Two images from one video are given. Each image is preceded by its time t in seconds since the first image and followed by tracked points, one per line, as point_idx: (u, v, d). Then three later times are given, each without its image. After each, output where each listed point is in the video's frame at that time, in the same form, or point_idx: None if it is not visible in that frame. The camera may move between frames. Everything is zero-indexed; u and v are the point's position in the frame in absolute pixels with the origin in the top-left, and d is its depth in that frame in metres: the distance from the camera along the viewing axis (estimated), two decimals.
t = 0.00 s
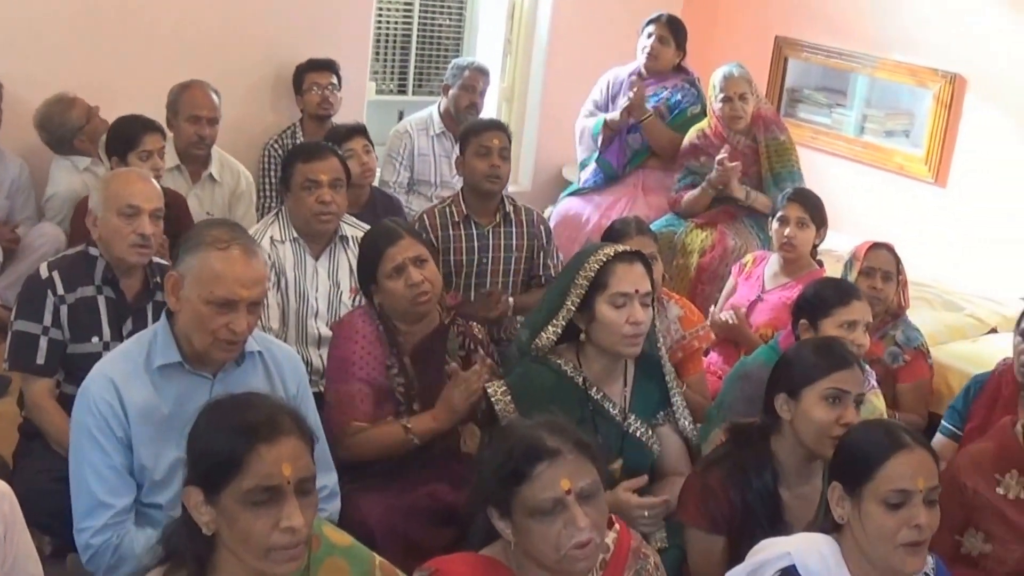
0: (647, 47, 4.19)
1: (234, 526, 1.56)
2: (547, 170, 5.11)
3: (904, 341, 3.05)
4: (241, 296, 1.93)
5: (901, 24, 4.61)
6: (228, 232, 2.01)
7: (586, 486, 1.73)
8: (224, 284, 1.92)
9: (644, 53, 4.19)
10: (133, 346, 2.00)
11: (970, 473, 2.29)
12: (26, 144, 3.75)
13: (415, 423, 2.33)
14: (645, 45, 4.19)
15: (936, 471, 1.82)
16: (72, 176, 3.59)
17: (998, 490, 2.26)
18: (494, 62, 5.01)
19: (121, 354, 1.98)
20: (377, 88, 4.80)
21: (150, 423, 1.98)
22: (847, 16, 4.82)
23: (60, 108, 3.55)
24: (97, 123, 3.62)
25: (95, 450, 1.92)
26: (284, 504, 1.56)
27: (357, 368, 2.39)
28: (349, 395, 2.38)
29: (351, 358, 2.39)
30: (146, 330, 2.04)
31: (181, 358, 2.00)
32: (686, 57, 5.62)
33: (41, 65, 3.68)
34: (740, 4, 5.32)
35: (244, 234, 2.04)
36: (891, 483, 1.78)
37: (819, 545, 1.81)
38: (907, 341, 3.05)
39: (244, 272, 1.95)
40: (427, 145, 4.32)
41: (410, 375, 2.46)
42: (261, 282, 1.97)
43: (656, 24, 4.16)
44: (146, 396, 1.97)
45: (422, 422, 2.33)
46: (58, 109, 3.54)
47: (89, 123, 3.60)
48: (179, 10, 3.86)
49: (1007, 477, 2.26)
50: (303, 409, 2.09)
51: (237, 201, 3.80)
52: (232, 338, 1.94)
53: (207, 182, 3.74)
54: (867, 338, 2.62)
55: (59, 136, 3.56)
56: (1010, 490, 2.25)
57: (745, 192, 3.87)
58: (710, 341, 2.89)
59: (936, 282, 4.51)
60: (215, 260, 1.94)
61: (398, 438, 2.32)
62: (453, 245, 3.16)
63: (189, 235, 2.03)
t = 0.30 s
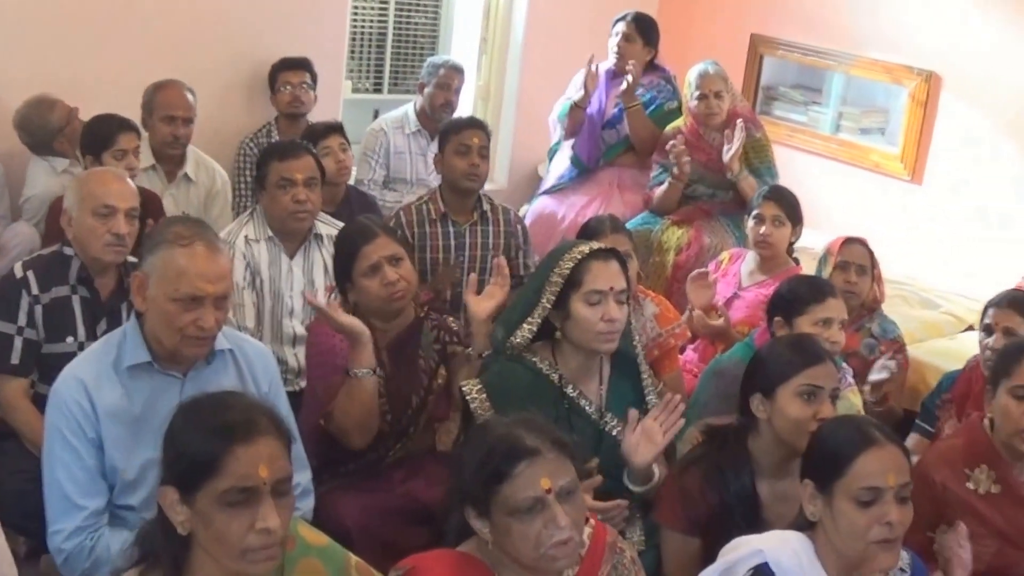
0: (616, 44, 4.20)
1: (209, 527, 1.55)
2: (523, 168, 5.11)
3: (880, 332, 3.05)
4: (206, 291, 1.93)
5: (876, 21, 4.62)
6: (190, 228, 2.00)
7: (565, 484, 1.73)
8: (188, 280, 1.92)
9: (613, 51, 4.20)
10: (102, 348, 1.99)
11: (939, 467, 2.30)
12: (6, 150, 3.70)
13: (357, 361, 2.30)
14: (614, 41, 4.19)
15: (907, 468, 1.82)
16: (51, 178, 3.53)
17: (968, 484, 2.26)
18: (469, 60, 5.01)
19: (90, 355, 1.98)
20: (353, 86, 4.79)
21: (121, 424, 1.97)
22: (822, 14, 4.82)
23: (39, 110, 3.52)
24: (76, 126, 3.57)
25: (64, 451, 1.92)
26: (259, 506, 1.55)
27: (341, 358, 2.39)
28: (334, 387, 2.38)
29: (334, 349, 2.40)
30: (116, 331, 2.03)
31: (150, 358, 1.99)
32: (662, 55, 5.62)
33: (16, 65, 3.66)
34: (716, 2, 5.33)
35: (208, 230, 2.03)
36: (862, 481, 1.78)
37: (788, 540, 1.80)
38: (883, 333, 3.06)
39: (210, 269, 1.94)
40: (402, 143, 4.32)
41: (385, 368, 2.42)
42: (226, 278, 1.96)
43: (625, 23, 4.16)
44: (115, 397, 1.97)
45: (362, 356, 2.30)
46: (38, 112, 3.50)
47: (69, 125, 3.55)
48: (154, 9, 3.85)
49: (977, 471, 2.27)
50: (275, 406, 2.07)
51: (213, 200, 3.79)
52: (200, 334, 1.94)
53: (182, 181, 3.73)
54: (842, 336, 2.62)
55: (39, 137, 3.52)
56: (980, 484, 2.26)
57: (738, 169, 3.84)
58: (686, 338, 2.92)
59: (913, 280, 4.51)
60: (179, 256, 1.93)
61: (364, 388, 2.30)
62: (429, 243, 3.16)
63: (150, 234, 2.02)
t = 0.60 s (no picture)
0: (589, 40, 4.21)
1: (181, 527, 1.55)
2: (499, 166, 5.11)
3: (853, 330, 3.05)
4: (174, 289, 1.93)
5: (851, 19, 4.63)
6: (151, 229, 2.00)
7: (542, 484, 1.73)
8: (155, 281, 1.92)
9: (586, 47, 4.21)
10: (70, 351, 1.98)
11: (913, 461, 2.31)
12: None
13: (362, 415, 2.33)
14: (586, 38, 4.21)
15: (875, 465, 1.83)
16: (29, 180, 3.51)
17: (942, 476, 2.27)
18: (445, 58, 5.00)
19: (59, 359, 1.97)
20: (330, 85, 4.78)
21: (90, 427, 1.97)
22: (797, 12, 4.83)
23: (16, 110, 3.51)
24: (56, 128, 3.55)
25: (35, 455, 1.91)
26: (230, 509, 1.55)
27: (305, 366, 2.39)
28: (298, 393, 2.39)
29: (300, 354, 2.40)
30: (84, 334, 2.02)
31: (119, 360, 1.99)
32: (638, 53, 5.63)
33: None
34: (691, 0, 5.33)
35: (169, 229, 2.04)
36: (829, 478, 1.79)
37: (755, 537, 1.81)
38: (856, 330, 3.05)
39: (174, 266, 1.95)
40: (378, 141, 4.31)
41: (360, 370, 2.45)
42: (192, 275, 1.97)
43: (597, 20, 4.18)
44: (83, 401, 1.97)
45: (369, 413, 2.33)
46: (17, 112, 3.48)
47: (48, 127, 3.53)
48: (129, 9, 3.84)
49: (950, 463, 2.27)
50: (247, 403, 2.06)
51: (188, 199, 3.78)
52: (171, 333, 1.93)
53: (158, 181, 3.72)
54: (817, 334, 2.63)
55: (18, 138, 3.50)
56: (953, 475, 2.26)
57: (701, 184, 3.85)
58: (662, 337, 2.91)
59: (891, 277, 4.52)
60: (144, 256, 1.94)
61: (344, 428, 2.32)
62: (407, 241, 3.15)
63: (113, 237, 2.02)
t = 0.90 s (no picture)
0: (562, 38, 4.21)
1: (154, 526, 1.55)
2: (475, 165, 5.11)
3: (826, 327, 3.09)
4: (140, 289, 1.93)
5: (826, 18, 4.64)
6: (115, 229, 2.00)
7: (507, 481, 1.74)
8: (121, 281, 1.92)
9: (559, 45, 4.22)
10: (40, 354, 1.98)
11: (893, 458, 2.29)
12: None
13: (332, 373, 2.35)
14: (560, 35, 4.21)
15: (845, 461, 1.84)
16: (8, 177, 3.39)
17: (922, 473, 2.28)
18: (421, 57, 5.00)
19: (29, 362, 1.97)
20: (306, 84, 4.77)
21: (62, 429, 1.97)
22: (772, 11, 4.84)
23: None
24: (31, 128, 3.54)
25: (7, 457, 1.91)
26: (204, 509, 1.55)
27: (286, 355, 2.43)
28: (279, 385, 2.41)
29: (284, 347, 2.47)
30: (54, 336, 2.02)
31: (91, 362, 1.99)
32: (612, 53, 5.63)
33: None
34: None
35: (131, 228, 2.03)
36: (800, 474, 1.80)
37: (728, 535, 1.81)
38: (828, 327, 3.09)
39: (139, 266, 1.94)
40: (354, 141, 4.31)
41: (338, 367, 2.45)
42: (157, 273, 1.96)
43: (572, 16, 4.17)
44: (56, 403, 1.96)
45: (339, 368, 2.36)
46: None
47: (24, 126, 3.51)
48: (104, 8, 3.83)
49: (930, 460, 2.28)
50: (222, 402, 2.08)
51: (164, 199, 3.77)
52: (140, 333, 1.93)
53: (133, 180, 3.71)
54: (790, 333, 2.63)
55: None
56: (933, 472, 2.28)
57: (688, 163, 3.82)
58: (637, 336, 2.92)
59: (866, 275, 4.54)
60: (109, 257, 1.94)
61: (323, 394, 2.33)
62: (383, 239, 3.15)
63: (74, 240, 2.02)
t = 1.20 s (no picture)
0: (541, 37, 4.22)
1: (128, 528, 1.55)
2: (452, 164, 5.11)
3: (800, 326, 3.07)
4: (96, 285, 1.92)
5: (801, 16, 4.65)
6: (71, 228, 2.00)
7: (479, 476, 1.74)
8: (76, 280, 1.92)
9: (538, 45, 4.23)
10: (13, 355, 1.98)
11: (875, 456, 2.29)
12: None
13: (315, 402, 2.34)
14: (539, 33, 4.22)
15: (820, 455, 1.84)
16: None
17: (903, 472, 2.27)
18: (398, 56, 5.00)
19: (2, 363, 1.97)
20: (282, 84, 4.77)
21: (37, 430, 1.97)
22: (748, 10, 4.85)
23: None
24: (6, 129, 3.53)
25: None
26: (180, 512, 1.55)
27: (259, 361, 2.40)
28: (252, 391, 2.39)
29: (254, 352, 2.41)
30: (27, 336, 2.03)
31: (63, 362, 1.99)
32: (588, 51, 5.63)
33: None
34: None
35: (89, 227, 2.03)
36: (776, 468, 1.80)
37: (700, 531, 1.81)
38: (803, 326, 3.07)
39: (96, 262, 1.94)
40: (331, 140, 4.31)
41: (313, 366, 2.46)
42: (115, 269, 1.96)
43: (552, 15, 4.18)
44: (30, 403, 1.97)
45: (322, 401, 2.35)
46: None
47: None
48: (78, 8, 3.82)
49: (912, 459, 2.28)
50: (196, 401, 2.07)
51: (140, 200, 3.77)
52: (103, 331, 1.93)
53: (110, 181, 3.71)
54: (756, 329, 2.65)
55: None
56: (915, 472, 2.27)
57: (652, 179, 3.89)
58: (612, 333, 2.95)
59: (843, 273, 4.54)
60: (67, 256, 1.93)
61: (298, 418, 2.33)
62: (359, 237, 3.15)
63: (35, 241, 2.03)
